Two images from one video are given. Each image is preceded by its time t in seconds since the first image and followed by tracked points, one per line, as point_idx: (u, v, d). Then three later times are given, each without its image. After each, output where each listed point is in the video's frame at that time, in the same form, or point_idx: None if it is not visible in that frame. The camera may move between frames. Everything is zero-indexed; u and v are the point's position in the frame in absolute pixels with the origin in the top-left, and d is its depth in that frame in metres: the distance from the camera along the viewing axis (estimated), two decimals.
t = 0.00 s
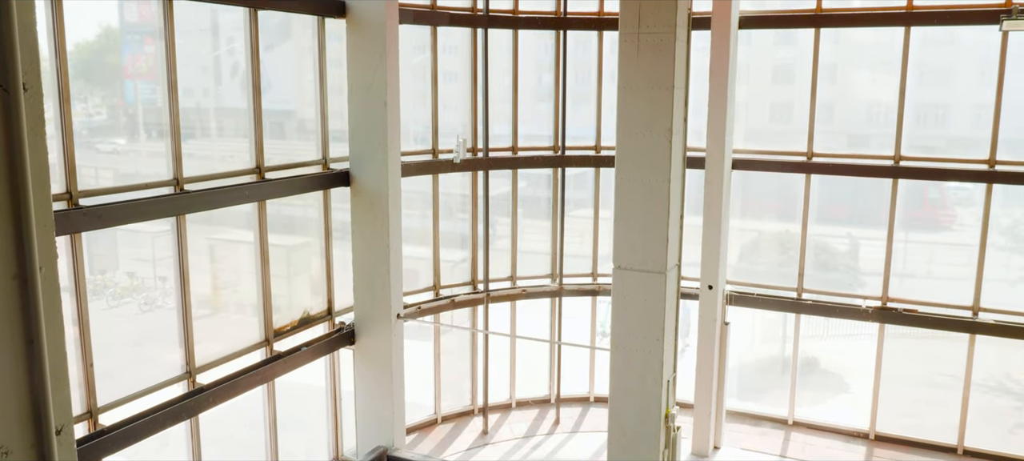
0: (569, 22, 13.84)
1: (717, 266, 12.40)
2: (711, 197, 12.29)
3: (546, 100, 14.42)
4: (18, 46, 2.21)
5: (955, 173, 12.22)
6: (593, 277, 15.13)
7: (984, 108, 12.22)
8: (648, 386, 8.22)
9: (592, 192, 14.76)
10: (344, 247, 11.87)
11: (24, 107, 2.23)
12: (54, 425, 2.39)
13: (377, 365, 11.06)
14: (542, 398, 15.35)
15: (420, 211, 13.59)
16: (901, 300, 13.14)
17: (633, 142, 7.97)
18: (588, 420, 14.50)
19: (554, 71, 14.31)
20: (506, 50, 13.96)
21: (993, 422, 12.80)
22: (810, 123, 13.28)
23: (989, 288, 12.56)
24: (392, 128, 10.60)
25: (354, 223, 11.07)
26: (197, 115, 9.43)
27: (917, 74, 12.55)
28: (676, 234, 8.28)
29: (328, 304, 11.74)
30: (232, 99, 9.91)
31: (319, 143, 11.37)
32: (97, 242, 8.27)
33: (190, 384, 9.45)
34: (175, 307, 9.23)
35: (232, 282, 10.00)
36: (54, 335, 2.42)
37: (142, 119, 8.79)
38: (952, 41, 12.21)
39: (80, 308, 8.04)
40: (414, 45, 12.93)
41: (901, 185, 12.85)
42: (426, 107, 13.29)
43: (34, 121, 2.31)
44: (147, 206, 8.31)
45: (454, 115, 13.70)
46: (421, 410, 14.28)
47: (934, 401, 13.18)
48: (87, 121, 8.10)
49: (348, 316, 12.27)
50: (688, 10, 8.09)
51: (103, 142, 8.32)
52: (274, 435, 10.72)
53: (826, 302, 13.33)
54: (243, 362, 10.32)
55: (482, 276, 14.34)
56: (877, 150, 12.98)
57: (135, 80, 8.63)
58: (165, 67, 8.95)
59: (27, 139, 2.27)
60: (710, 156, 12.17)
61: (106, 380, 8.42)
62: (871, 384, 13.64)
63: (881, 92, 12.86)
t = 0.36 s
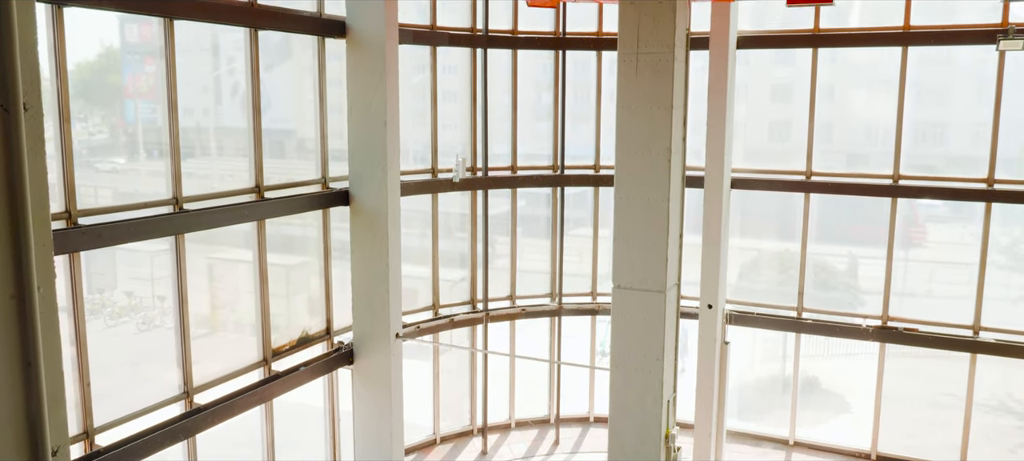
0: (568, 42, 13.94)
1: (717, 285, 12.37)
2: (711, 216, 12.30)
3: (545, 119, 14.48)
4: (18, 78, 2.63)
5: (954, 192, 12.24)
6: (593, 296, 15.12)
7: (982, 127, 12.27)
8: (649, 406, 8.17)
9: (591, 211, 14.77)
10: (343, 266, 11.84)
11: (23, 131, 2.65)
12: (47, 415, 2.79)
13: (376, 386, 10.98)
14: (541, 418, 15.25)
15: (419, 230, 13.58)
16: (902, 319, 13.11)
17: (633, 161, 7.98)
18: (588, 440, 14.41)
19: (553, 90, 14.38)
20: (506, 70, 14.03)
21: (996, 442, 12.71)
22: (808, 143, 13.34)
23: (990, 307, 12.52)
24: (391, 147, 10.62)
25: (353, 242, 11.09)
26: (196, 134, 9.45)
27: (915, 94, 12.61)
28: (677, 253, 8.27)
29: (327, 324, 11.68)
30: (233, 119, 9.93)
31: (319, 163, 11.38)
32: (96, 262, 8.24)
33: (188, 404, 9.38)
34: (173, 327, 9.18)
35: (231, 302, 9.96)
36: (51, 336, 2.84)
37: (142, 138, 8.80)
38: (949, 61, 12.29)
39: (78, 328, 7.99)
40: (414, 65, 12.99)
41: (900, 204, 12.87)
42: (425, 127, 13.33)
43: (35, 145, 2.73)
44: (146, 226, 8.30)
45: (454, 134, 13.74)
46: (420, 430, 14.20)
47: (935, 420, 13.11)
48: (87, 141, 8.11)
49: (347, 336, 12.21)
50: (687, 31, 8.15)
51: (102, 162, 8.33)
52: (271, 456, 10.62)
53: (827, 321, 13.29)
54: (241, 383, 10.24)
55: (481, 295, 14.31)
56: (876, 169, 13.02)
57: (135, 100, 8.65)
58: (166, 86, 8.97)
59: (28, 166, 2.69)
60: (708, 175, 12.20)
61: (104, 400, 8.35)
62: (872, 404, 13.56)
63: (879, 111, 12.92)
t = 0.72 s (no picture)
0: (566, 63, 14.02)
1: (716, 305, 12.34)
2: (710, 235, 12.30)
3: (544, 138, 14.53)
4: (19, 105, 2.91)
5: (953, 210, 12.28)
6: (592, 316, 15.11)
7: (980, 146, 12.32)
8: (648, 427, 8.11)
9: (591, 231, 14.78)
10: (342, 285, 11.81)
11: (23, 150, 2.93)
12: (42, 419, 3.05)
13: (374, 406, 11.24)
14: (541, 439, 15.16)
15: (418, 249, 13.53)
16: (902, 339, 13.08)
17: (632, 180, 7.99)
18: None
19: (552, 110, 14.45)
20: (505, 90, 14.08)
21: None
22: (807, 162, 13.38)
23: (990, 326, 12.51)
24: (391, 166, 10.85)
25: (352, 262, 11.29)
26: (196, 154, 9.46)
27: (913, 113, 12.67)
28: (676, 273, 8.27)
29: (325, 344, 11.62)
30: (233, 138, 9.95)
31: (319, 182, 11.39)
32: (94, 282, 8.21)
33: (185, 424, 9.31)
34: (171, 346, 9.13)
35: (229, 322, 9.92)
36: (47, 344, 3.09)
37: (142, 158, 8.80)
38: (946, 81, 12.37)
39: (75, 348, 7.95)
40: (414, 84, 13.02)
41: (899, 223, 12.88)
42: (425, 146, 13.35)
43: (35, 165, 3.00)
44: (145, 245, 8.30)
45: (453, 153, 13.77)
46: (418, 451, 14.10)
47: (937, 440, 13.03)
48: (87, 160, 8.12)
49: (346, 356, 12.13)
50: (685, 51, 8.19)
51: (102, 181, 8.32)
52: None
53: (828, 341, 13.25)
54: (238, 403, 10.17)
55: (480, 315, 14.28)
56: (875, 188, 13.07)
57: (135, 120, 8.67)
58: (166, 106, 8.99)
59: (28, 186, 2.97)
60: (707, 194, 12.22)
61: (101, 421, 8.29)
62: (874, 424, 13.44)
63: (877, 130, 12.96)
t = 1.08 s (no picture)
0: (565, 82, 14.10)
1: (717, 324, 12.31)
2: (710, 255, 12.30)
3: (543, 158, 14.56)
4: (19, 122, 2.94)
5: (952, 229, 12.33)
6: (591, 336, 15.06)
7: (978, 165, 12.37)
8: (648, 447, 8.06)
9: (590, 250, 14.78)
10: (341, 305, 11.77)
11: (23, 170, 2.97)
12: (39, 438, 3.06)
13: (372, 428, 11.27)
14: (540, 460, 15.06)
15: (418, 269, 13.49)
16: (903, 358, 13.05)
17: (631, 199, 8.00)
18: None
19: (551, 130, 14.49)
20: (504, 110, 14.13)
21: None
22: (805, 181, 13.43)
23: (991, 345, 12.50)
24: (391, 185, 10.89)
25: (350, 282, 11.29)
26: (196, 173, 9.47)
27: (910, 132, 12.73)
28: (675, 292, 8.26)
29: (324, 364, 11.57)
30: (232, 158, 9.96)
31: (318, 202, 11.40)
32: (92, 301, 8.18)
33: (182, 445, 9.23)
34: (169, 366, 9.08)
35: (228, 341, 9.87)
36: (44, 362, 3.10)
37: (142, 177, 8.81)
38: (943, 101, 12.45)
39: (73, 367, 7.91)
40: (413, 104, 13.07)
41: (899, 242, 12.89)
42: (424, 166, 13.37)
43: (34, 182, 3.04)
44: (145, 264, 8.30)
45: (452, 173, 13.79)
46: None
47: None
48: (87, 180, 8.13)
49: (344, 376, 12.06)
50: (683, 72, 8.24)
51: (101, 200, 8.32)
52: None
53: (827, 360, 13.26)
54: (236, 424, 10.11)
55: (480, 335, 14.23)
56: (874, 207, 13.11)
57: (135, 139, 8.68)
58: (166, 126, 9.01)
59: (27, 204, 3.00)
60: (707, 213, 12.23)
61: (98, 440, 8.24)
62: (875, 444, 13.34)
63: (875, 149, 13.00)
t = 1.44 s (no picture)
0: (565, 102, 14.16)
1: (716, 344, 12.27)
2: (709, 274, 12.29)
3: (542, 177, 14.59)
4: (19, 142, 2.95)
5: (951, 249, 12.35)
6: (591, 355, 15.00)
7: (976, 185, 12.42)
8: None
9: (589, 269, 14.75)
10: (340, 324, 11.72)
11: (22, 190, 2.97)
12: None
13: (371, 448, 11.22)
14: None
15: (417, 288, 13.46)
16: (904, 378, 13.01)
17: (630, 218, 8.00)
18: None
19: (550, 149, 14.53)
20: (504, 130, 14.17)
21: None
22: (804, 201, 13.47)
23: (992, 365, 12.47)
24: (390, 205, 10.91)
25: (349, 302, 11.26)
26: (195, 192, 9.47)
27: (908, 152, 12.78)
28: (675, 311, 8.24)
29: (322, 384, 11.50)
30: (232, 177, 9.97)
31: (317, 221, 11.40)
32: (90, 321, 8.15)
33: None
34: (167, 386, 9.03)
35: (226, 361, 9.82)
36: (41, 383, 3.08)
37: (142, 196, 8.81)
38: (941, 120, 12.51)
39: (70, 388, 7.86)
40: (413, 123, 13.12)
41: (898, 261, 12.90)
42: (423, 186, 13.39)
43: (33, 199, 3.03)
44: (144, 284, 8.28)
45: (452, 193, 13.80)
46: None
47: None
48: (87, 199, 8.14)
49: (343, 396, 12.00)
50: (682, 91, 8.28)
51: (100, 219, 8.31)
52: None
53: (829, 380, 13.21)
54: (234, 444, 10.03)
55: (479, 355, 14.17)
56: (873, 227, 13.14)
57: (135, 158, 8.70)
58: (166, 145, 9.02)
59: (26, 222, 2.99)
60: (706, 232, 12.23)
61: None
62: None
63: (873, 168, 13.05)
